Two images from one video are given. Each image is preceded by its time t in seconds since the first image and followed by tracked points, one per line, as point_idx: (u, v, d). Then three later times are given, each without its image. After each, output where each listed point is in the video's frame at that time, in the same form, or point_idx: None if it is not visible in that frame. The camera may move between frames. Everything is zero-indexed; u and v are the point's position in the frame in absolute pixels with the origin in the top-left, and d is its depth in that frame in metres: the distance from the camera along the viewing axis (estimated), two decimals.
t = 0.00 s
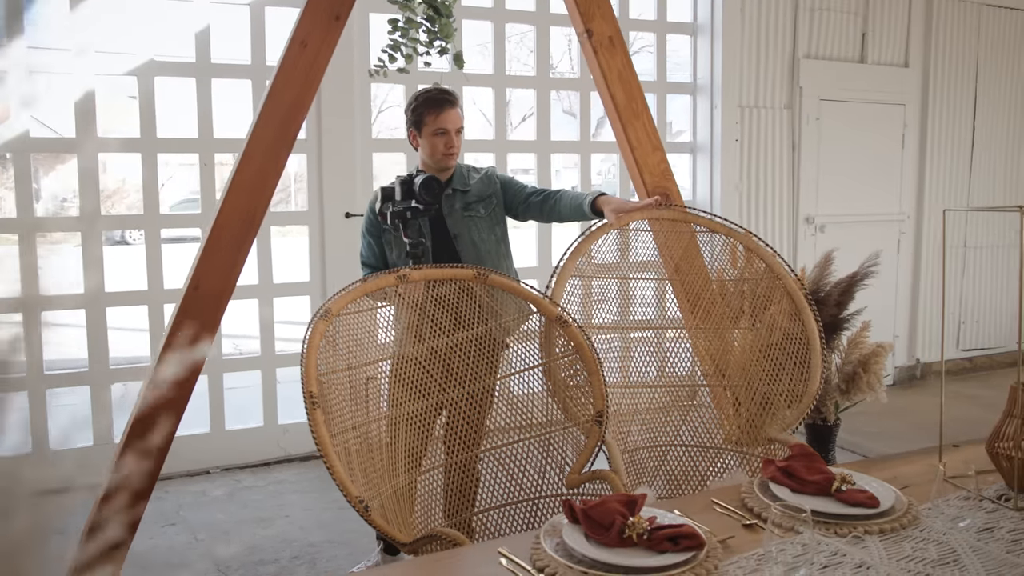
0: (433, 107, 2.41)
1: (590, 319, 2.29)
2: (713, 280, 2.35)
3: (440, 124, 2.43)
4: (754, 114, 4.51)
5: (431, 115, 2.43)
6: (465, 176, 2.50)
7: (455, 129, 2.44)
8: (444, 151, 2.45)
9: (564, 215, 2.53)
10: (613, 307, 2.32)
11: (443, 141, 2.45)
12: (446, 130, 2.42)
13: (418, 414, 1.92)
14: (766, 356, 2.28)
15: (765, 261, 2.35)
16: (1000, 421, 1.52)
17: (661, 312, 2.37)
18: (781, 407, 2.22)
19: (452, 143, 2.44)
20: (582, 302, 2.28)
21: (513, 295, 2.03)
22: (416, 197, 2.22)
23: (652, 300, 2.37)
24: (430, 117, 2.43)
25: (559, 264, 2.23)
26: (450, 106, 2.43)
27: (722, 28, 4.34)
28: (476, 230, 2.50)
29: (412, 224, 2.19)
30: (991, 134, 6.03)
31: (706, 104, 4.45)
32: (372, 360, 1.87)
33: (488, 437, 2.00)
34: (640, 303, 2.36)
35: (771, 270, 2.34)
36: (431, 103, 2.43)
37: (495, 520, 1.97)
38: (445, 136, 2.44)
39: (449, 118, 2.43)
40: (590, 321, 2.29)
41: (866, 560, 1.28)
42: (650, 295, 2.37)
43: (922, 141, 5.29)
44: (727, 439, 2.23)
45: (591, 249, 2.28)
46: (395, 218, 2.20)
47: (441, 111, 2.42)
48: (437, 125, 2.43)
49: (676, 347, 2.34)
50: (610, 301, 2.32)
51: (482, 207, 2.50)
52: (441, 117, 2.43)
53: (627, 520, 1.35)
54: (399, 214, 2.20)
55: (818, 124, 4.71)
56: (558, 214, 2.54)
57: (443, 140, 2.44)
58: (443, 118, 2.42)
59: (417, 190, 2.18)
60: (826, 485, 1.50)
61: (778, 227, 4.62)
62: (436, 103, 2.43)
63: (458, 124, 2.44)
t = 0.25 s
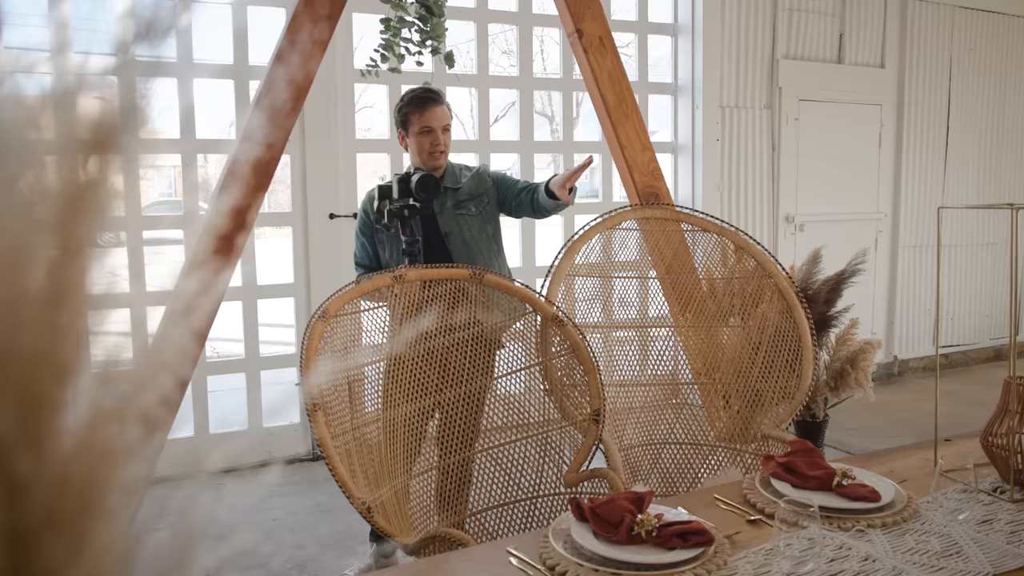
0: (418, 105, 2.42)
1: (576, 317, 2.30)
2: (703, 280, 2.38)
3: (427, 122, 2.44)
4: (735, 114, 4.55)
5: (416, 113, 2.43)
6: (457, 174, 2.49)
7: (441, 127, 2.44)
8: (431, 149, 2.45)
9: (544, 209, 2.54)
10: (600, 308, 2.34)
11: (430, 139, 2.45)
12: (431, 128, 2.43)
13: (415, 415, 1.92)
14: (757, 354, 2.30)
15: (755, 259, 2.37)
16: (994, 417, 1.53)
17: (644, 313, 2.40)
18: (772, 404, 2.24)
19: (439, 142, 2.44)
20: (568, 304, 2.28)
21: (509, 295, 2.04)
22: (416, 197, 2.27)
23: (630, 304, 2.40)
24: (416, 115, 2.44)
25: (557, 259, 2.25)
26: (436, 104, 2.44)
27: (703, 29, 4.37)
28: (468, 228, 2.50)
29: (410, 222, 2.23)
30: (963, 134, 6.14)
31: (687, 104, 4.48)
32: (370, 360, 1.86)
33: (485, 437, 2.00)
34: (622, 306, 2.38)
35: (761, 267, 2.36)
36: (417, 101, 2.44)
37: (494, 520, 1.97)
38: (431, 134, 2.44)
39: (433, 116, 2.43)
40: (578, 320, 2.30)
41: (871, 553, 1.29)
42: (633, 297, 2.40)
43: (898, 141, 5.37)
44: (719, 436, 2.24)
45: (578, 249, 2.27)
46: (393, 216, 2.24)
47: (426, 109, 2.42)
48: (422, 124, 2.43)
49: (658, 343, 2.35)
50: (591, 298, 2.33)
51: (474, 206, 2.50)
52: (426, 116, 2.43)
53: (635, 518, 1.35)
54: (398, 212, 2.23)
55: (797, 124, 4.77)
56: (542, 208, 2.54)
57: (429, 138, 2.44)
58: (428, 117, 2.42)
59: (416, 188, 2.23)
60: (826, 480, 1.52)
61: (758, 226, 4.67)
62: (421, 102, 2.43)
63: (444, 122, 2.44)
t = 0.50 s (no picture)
0: (414, 105, 2.44)
1: (572, 317, 2.30)
2: (702, 281, 2.38)
3: (422, 122, 2.45)
4: (734, 114, 4.55)
5: (412, 113, 2.45)
6: (454, 175, 2.48)
7: (437, 126, 2.45)
8: (426, 148, 2.46)
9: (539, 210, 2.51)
10: (599, 309, 2.35)
11: (426, 139, 2.46)
12: (427, 127, 2.44)
13: (414, 416, 1.91)
14: (757, 355, 2.30)
15: (755, 260, 2.37)
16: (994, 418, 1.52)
17: (643, 313, 2.38)
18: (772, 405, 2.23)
19: (435, 142, 2.44)
20: (567, 304, 2.28)
21: (508, 296, 2.03)
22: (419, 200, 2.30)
23: (630, 302, 2.39)
24: (411, 115, 2.46)
25: (556, 262, 2.24)
26: (432, 104, 2.45)
27: (702, 29, 4.36)
28: (464, 228, 2.49)
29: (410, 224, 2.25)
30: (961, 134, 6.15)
31: (686, 104, 4.48)
32: (369, 361, 1.85)
33: (485, 438, 1.99)
34: (619, 306, 2.38)
35: (761, 268, 2.36)
36: (413, 102, 2.45)
37: (493, 522, 1.97)
38: (426, 134, 2.45)
39: (430, 116, 2.45)
40: (574, 320, 2.31)
41: (872, 555, 1.29)
42: (636, 297, 2.39)
43: (896, 141, 5.36)
44: (719, 437, 2.24)
45: (576, 249, 2.27)
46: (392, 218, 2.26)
47: (421, 108, 2.44)
48: (418, 123, 2.44)
49: (657, 346, 2.34)
50: (587, 299, 2.33)
51: (470, 206, 2.50)
52: (423, 115, 2.45)
53: (634, 520, 1.35)
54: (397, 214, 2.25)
55: (796, 124, 4.76)
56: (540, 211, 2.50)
57: (424, 138, 2.45)
58: (425, 116, 2.44)
59: (413, 189, 2.23)
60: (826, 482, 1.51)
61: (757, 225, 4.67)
62: (417, 102, 2.45)
63: (440, 122, 2.45)
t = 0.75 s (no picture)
0: (403, 105, 2.46)
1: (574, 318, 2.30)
2: (702, 281, 2.38)
3: (411, 121, 2.46)
4: (735, 114, 4.54)
5: (401, 113, 2.47)
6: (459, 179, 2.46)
7: (430, 123, 2.47)
8: (416, 148, 2.47)
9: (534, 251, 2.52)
10: (600, 309, 2.35)
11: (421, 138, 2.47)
12: (420, 125, 2.45)
13: (414, 417, 1.91)
14: (757, 355, 2.29)
15: (755, 261, 2.36)
16: (995, 418, 1.52)
17: (644, 313, 2.40)
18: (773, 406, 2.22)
19: (429, 139, 2.46)
20: (567, 304, 2.28)
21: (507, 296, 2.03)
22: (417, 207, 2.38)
23: (630, 303, 2.41)
24: (403, 115, 2.47)
25: (556, 262, 2.24)
26: (421, 102, 2.46)
27: (703, 29, 4.35)
28: (466, 236, 2.47)
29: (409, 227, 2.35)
30: (963, 133, 6.14)
31: (687, 104, 4.46)
32: (369, 362, 1.85)
33: (485, 439, 1.99)
34: (620, 306, 2.39)
35: (762, 269, 2.35)
36: (403, 102, 2.47)
37: (493, 523, 1.96)
38: (414, 133, 2.46)
39: (423, 113, 2.46)
40: (576, 321, 2.30)
41: (872, 556, 1.29)
42: (633, 297, 2.40)
43: (898, 141, 5.35)
44: (720, 437, 2.23)
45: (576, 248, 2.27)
46: (390, 221, 2.35)
47: (410, 107, 2.45)
48: (409, 122, 2.46)
49: (658, 346, 2.35)
50: (588, 299, 2.33)
51: (474, 214, 2.47)
52: (415, 113, 2.46)
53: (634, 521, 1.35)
54: (395, 216, 2.34)
55: (797, 124, 4.76)
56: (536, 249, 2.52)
57: (412, 138, 2.46)
58: (417, 114, 2.45)
59: (411, 191, 2.31)
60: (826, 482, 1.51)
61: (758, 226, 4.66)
62: (407, 102, 2.47)
63: (430, 119, 2.45)
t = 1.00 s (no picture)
0: (408, 104, 2.45)
1: (576, 319, 2.30)
2: (703, 281, 2.37)
3: (415, 121, 2.45)
4: (737, 114, 4.53)
5: (406, 112, 2.46)
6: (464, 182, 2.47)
7: (435, 124, 2.46)
8: (419, 147, 2.46)
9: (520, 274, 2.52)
10: (602, 310, 2.34)
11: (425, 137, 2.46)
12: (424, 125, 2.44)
13: (414, 418, 1.91)
14: (758, 356, 2.29)
15: (756, 261, 2.36)
16: (996, 420, 1.51)
17: (645, 313, 2.39)
18: (775, 406, 2.22)
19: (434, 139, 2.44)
20: (569, 304, 2.28)
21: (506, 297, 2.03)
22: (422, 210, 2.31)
23: (632, 302, 2.39)
24: (409, 114, 2.46)
25: (555, 264, 2.25)
26: (425, 101, 2.45)
27: (706, 28, 4.32)
28: (468, 240, 2.49)
29: (410, 228, 2.28)
30: (967, 133, 6.12)
31: (689, 104, 4.45)
32: (369, 362, 1.85)
33: (485, 440, 1.99)
34: (622, 305, 2.38)
35: (763, 269, 2.35)
36: (409, 101, 2.47)
37: (493, 524, 1.96)
38: (417, 132, 2.45)
39: (429, 113, 2.45)
40: (577, 321, 2.30)
41: (872, 557, 1.28)
42: (636, 296, 2.39)
43: (901, 140, 5.34)
44: (721, 438, 2.23)
45: (577, 248, 2.28)
46: (393, 221, 2.27)
47: (414, 106, 2.45)
48: (413, 122, 2.45)
49: (662, 345, 2.35)
50: (590, 300, 2.32)
51: (477, 218, 2.49)
52: (420, 113, 2.45)
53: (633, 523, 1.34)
54: (397, 217, 2.27)
55: (800, 124, 4.74)
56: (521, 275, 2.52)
57: (415, 137, 2.45)
58: (422, 114, 2.44)
59: (414, 192, 2.24)
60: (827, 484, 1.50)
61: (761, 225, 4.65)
62: (412, 101, 2.46)
63: (433, 120, 2.45)
